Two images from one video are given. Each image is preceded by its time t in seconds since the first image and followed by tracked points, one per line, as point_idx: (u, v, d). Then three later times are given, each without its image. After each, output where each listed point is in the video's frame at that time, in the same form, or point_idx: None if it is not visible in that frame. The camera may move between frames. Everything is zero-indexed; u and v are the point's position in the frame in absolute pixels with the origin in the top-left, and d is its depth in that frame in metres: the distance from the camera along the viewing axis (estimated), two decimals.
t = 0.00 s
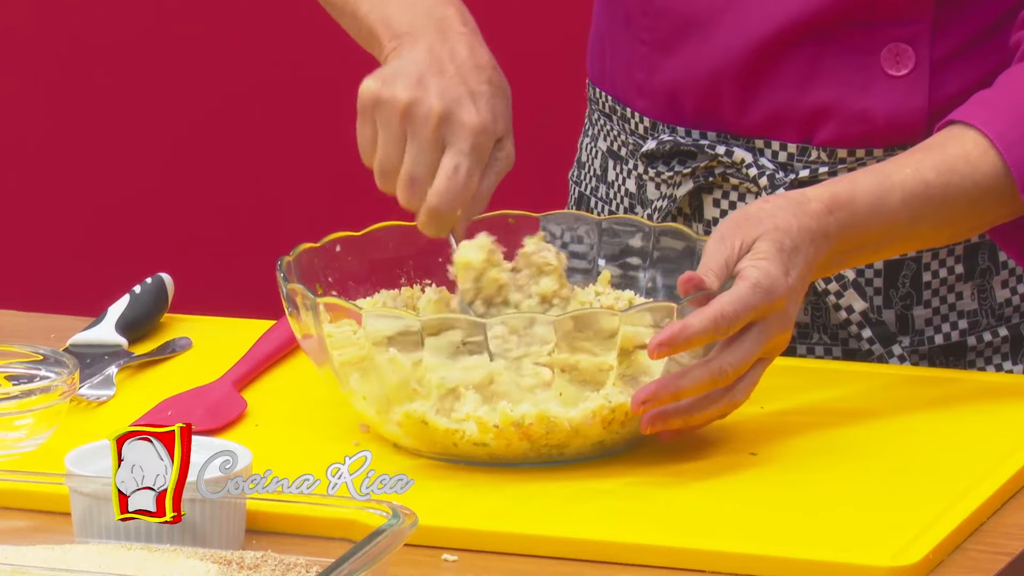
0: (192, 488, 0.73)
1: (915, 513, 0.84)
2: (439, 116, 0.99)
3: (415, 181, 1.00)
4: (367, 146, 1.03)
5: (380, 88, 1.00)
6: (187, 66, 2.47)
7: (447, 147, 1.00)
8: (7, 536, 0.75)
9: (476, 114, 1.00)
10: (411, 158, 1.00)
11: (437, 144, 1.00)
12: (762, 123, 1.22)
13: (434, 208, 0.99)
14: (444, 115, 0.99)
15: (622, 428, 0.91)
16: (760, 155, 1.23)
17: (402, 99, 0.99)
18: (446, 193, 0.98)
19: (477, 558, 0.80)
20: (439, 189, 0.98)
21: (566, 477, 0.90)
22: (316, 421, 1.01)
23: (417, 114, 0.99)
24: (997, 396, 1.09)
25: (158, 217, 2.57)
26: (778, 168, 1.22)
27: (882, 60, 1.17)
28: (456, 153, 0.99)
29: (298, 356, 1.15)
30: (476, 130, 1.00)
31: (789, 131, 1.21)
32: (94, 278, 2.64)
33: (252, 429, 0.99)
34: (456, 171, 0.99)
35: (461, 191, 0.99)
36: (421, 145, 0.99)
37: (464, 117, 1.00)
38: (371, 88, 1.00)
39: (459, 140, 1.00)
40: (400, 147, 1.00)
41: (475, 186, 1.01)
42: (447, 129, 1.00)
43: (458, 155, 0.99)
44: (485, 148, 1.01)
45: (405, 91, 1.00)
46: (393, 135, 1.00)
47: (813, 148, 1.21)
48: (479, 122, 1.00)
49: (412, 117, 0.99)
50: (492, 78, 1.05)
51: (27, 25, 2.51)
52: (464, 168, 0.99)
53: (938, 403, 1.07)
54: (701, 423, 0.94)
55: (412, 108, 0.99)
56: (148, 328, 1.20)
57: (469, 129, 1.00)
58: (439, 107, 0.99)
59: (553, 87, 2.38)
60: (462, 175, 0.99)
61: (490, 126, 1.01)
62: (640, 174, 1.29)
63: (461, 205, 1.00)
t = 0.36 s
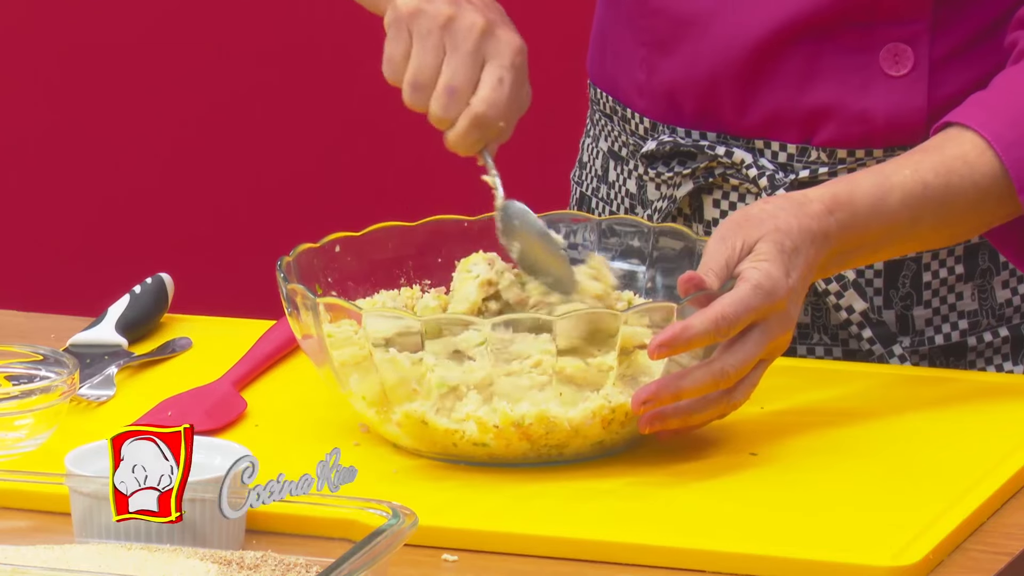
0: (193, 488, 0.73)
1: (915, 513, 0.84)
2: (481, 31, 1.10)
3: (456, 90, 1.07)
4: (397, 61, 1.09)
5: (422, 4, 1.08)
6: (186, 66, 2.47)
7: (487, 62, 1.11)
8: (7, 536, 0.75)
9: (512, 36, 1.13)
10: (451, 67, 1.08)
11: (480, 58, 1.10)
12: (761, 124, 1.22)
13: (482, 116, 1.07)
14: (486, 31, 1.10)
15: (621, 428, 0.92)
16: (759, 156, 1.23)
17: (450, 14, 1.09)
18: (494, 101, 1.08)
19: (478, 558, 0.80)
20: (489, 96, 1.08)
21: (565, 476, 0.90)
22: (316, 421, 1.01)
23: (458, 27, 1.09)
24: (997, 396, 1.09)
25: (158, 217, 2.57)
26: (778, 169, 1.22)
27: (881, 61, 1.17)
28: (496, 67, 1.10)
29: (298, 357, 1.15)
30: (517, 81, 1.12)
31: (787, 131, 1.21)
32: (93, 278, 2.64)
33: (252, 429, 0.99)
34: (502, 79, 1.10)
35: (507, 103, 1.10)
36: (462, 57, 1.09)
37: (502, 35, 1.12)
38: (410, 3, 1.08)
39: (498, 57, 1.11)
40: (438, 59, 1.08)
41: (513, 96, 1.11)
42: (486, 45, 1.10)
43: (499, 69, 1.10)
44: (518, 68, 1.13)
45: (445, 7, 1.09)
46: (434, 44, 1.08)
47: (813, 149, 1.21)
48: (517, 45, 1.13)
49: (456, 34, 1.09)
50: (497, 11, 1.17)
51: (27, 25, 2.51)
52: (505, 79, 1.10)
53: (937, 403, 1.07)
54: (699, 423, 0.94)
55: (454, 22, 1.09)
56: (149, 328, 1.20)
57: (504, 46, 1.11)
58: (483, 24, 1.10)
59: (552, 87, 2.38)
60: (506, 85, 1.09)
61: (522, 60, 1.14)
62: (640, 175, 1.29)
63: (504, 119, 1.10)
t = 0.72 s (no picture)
0: (192, 488, 0.73)
1: (915, 513, 0.84)
2: (425, 116, 1.00)
3: (386, 170, 0.98)
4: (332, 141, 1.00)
5: (364, 74, 0.99)
6: (186, 66, 2.47)
7: (424, 147, 1.00)
8: (6, 537, 0.75)
9: (456, 125, 1.02)
10: (387, 138, 0.99)
11: (417, 143, 1.00)
12: (759, 122, 1.22)
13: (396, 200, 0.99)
14: (429, 118, 1.00)
15: (621, 428, 0.91)
16: (756, 155, 1.23)
17: (393, 92, 0.99)
18: (423, 185, 0.99)
19: (478, 558, 0.80)
20: (417, 182, 0.98)
21: (565, 476, 0.90)
22: (315, 421, 1.01)
23: (398, 112, 0.99)
24: (996, 396, 1.09)
25: (158, 217, 2.57)
26: (775, 168, 1.22)
27: (878, 60, 1.17)
28: (431, 155, 1.00)
29: (297, 357, 1.15)
30: (454, 141, 1.01)
31: (785, 131, 1.21)
32: (94, 279, 2.64)
33: (252, 429, 0.99)
34: (433, 171, 0.99)
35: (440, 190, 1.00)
36: (400, 137, 0.99)
37: (446, 126, 1.01)
38: (356, 72, 0.99)
39: (438, 145, 1.00)
40: (373, 135, 0.98)
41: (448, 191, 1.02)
42: (429, 131, 1.00)
43: (435, 156, 1.00)
44: (455, 159, 1.02)
45: (394, 88, 0.99)
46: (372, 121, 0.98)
47: (809, 148, 1.21)
48: (458, 134, 1.02)
49: (398, 112, 0.99)
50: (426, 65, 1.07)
51: (26, 25, 2.51)
52: (441, 168, 1.00)
53: (937, 403, 1.07)
54: (699, 421, 0.94)
55: (395, 105, 0.99)
56: (148, 327, 1.20)
57: (447, 139, 1.01)
58: (427, 110, 1.00)
59: (552, 87, 2.38)
60: (438, 176, 0.99)
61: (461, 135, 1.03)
62: (639, 173, 1.29)
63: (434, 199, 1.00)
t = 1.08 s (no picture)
0: (192, 488, 0.73)
1: (915, 513, 0.84)
2: (388, 13, 0.93)
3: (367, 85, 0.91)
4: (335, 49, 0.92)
5: None
6: (187, 66, 2.47)
7: (381, 49, 0.93)
8: (6, 537, 0.75)
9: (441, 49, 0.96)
10: (353, 41, 0.92)
11: (371, 44, 0.92)
12: (760, 124, 1.22)
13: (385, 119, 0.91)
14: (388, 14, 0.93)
15: (645, 420, 0.92)
16: (757, 156, 1.23)
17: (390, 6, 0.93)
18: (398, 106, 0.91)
19: (478, 558, 0.80)
20: (398, 102, 0.91)
21: (564, 476, 0.90)
22: (313, 421, 1.00)
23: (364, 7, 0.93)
24: (997, 396, 1.09)
25: (158, 217, 2.57)
26: (776, 169, 1.22)
27: (881, 61, 1.17)
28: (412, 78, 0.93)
29: (297, 357, 1.15)
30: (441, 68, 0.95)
31: (787, 132, 1.22)
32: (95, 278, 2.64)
33: (252, 429, 0.99)
34: (413, 91, 0.92)
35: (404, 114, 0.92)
36: (359, 32, 0.92)
37: (403, 24, 0.94)
38: None
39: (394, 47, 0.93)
40: (365, 47, 0.92)
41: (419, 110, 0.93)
42: (415, 51, 0.94)
43: (381, 60, 0.92)
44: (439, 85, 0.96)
45: None
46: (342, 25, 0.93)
47: (811, 148, 1.21)
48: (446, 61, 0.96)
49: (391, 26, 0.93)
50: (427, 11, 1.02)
51: (26, 25, 2.50)
52: (386, 78, 0.93)
53: (938, 403, 1.06)
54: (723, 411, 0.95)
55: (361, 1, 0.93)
56: (148, 327, 1.20)
57: (429, 63, 0.95)
58: (418, 32, 0.94)
59: (552, 87, 2.38)
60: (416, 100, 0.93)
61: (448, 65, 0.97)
62: (639, 174, 1.29)
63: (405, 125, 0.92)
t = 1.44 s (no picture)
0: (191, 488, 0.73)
1: (914, 513, 0.84)
2: (376, 145, 0.94)
3: (360, 205, 0.98)
4: (336, 174, 1.00)
5: (318, 116, 0.95)
6: (187, 66, 2.47)
7: (385, 172, 0.96)
8: (6, 537, 0.75)
9: (412, 138, 0.94)
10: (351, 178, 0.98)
11: (379, 169, 0.96)
12: (757, 125, 1.22)
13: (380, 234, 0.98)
14: (383, 141, 0.94)
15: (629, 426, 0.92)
16: (756, 156, 1.23)
17: (337, 133, 0.95)
18: (382, 223, 0.97)
19: (478, 558, 0.80)
20: (380, 215, 0.96)
21: (563, 476, 0.90)
22: (313, 422, 1.00)
23: (356, 143, 0.95)
24: (996, 396, 1.09)
25: (158, 217, 2.57)
26: (775, 169, 1.22)
27: (878, 62, 1.17)
28: (392, 178, 0.96)
29: (298, 356, 1.15)
30: (411, 157, 0.94)
31: (784, 131, 1.21)
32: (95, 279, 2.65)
33: (252, 429, 0.99)
34: (391, 200, 0.96)
35: (398, 217, 0.97)
36: (364, 174, 0.97)
37: (402, 142, 0.94)
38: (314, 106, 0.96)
39: (395, 166, 0.95)
40: (346, 169, 0.98)
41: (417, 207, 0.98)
42: (384, 154, 0.95)
43: (395, 182, 0.96)
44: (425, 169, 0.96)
45: (339, 119, 0.95)
46: (337, 159, 0.98)
47: (810, 149, 1.21)
48: (417, 148, 0.94)
49: (352, 143, 0.95)
50: (430, 75, 0.98)
51: (26, 25, 2.50)
52: (402, 195, 0.96)
53: (938, 404, 1.06)
54: (688, 414, 0.94)
55: (350, 136, 0.95)
56: (148, 327, 1.20)
57: (405, 156, 0.94)
58: (373, 138, 0.94)
59: (552, 87, 2.38)
60: (395, 205, 0.96)
61: (432, 147, 0.95)
62: (639, 174, 1.29)
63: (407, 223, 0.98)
